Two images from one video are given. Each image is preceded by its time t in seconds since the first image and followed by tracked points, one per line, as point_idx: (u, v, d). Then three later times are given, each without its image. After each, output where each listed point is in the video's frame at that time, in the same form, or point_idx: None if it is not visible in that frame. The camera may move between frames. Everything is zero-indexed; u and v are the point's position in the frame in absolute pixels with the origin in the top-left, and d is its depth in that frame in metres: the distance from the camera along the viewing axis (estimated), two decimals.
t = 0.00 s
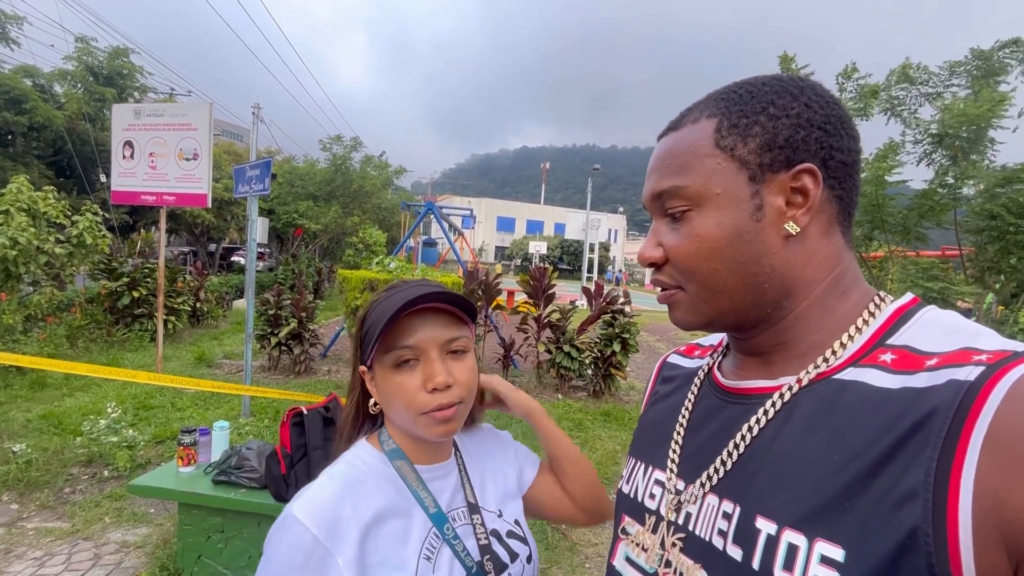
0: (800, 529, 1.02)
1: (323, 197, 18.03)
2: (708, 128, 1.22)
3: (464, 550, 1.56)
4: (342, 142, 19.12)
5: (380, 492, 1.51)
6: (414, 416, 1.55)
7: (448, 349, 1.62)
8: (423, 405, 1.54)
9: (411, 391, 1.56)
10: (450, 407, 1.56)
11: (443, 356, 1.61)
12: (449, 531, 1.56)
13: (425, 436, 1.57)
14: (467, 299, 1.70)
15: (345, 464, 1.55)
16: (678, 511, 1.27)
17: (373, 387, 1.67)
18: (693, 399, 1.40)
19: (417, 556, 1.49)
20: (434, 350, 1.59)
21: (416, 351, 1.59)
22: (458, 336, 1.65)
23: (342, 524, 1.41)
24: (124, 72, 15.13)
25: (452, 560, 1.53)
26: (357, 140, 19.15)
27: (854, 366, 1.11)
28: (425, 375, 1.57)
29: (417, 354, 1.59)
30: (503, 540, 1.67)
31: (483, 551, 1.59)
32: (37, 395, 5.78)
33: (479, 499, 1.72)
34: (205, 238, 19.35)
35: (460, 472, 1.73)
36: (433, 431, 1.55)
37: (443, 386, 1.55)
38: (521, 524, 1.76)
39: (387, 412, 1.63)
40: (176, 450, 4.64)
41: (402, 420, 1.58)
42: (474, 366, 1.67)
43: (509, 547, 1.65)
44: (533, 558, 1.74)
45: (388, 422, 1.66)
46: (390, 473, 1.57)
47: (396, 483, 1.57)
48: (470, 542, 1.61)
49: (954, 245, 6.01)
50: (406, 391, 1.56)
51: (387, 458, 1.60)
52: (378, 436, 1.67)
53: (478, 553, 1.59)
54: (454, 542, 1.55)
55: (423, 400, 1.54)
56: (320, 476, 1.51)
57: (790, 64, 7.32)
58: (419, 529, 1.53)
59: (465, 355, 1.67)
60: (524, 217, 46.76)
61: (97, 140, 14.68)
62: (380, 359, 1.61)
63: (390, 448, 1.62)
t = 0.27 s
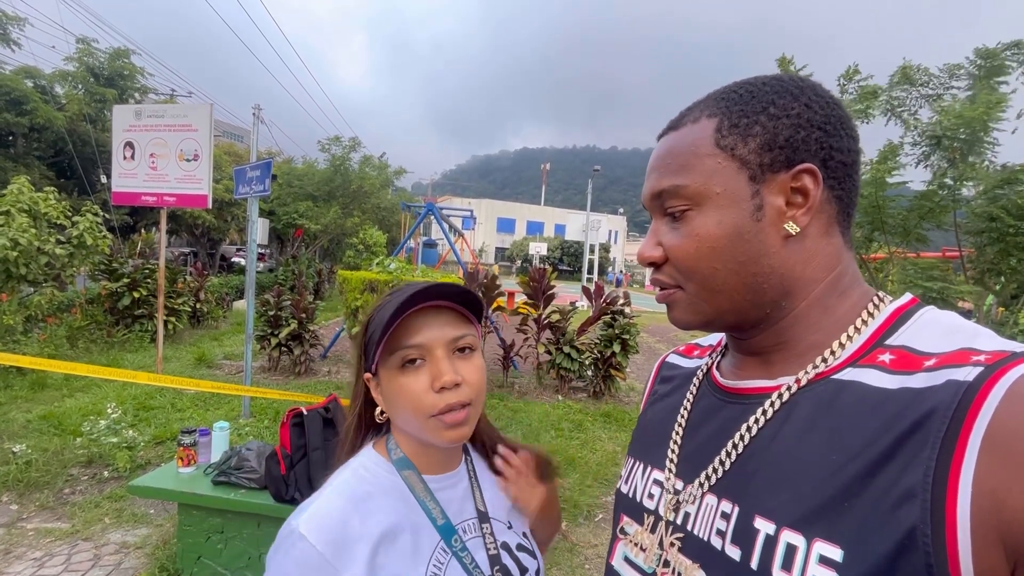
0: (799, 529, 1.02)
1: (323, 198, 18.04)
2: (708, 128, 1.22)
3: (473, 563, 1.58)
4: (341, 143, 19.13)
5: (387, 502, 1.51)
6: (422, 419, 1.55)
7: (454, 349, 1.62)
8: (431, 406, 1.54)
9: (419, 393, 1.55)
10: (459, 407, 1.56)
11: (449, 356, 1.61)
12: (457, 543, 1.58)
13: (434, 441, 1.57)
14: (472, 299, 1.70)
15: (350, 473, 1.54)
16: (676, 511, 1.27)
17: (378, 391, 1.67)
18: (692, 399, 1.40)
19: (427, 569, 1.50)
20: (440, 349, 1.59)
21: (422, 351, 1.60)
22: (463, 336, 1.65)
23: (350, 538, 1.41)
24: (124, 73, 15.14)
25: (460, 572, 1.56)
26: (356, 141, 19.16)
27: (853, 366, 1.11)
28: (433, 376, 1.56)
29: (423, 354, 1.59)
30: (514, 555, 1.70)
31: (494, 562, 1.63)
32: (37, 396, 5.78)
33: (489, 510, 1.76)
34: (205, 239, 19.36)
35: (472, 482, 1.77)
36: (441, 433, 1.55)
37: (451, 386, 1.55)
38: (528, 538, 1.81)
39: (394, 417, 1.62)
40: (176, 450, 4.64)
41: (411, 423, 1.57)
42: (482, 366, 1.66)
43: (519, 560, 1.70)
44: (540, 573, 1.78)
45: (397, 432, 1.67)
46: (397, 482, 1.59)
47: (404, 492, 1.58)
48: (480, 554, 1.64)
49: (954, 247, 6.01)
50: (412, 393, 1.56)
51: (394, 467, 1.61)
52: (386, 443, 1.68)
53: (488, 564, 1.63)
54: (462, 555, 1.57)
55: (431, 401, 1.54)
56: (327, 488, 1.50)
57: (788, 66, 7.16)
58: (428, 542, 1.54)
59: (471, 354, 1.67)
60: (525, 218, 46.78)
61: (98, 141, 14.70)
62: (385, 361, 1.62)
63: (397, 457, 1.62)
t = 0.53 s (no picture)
0: (794, 525, 1.02)
1: (324, 198, 18.06)
2: (707, 125, 1.22)
3: (470, 559, 1.59)
4: (341, 144, 19.16)
5: (385, 498, 1.52)
6: (420, 416, 1.55)
7: (453, 347, 1.63)
8: (428, 402, 1.55)
9: (416, 390, 1.56)
10: (456, 404, 1.56)
11: (449, 353, 1.62)
12: (455, 539, 1.58)
13: (432, 440, 1.57)
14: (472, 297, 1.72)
15: (350, 467, 1.55)
16: (673, 508, 1.28)
17: (378, 389, 1.68)
18: (689, 396, 1.41)
19: (422, 567, 1.51)
20: (439, 346, 1.60)
21: (421, 348, 1.61)
22: (463, 334, 1.66)
23: (346, 532, 1.42)
24: (125, 74, 15.16)
25: (457, 567, 1.56)
26: (356, 141, 19.18)
27: (848, 363, 1.12)
28: (431, 372, 1.57)
29: (422, 351, 1.61)
30: (512, 551, 1.73)
31: (491, 560, 1.64)
32: (38, 396, 5.78)
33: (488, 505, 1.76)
34: (206, 239, 19.37)
35: (471, 478, 1.77)
36: (439, 432, 1.55)
37: (449, 382, 1.55)
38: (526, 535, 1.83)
39: (392, 415, 1.63)
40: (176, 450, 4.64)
41: (408, 420, 1.58)
42: (482, 364, 1.67)
43: (517, 559, 1.72)
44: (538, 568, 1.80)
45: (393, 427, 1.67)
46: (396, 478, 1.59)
47: (403, 488, 1.58)
48: (477, 551, 1.65)
49: (953, 248, 6.00)
50: (409, 389, 1.57)
51: (393, 463, 1.61)
52: (383, 438, 1.68)
53: (486, 561, 1.64)
54: (460, 551, 1.58)
55: (428, 397, 1.55)
56: (325, 481, 1.51)
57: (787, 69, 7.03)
58: (425, 537, 1.55)
59: (471, 352, 1.68)
60: (525, 219, 46.80)
61: (99, 142, 14.73)
62: (385, 358, 1.63)
63: (394, 452, 1.63)
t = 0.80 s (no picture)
0: (790, 523, 1.03)
1: (324, 199, 18.06)
2: (711, 120, 1.22)
3: (471, 559, 1.59)
4: (341, 145, 19.17)
5: (387, 498, 1.53)
6: (418, 413, 1.56)
7: (453, 343, 1.64)
8: (426, 399, 1.55)
9: (416, 386, 1.56)
10: (455, 402, 1.57)
11: (448, 350, 1.62)
12: (456, 539, 1.59)
13: (432, 438, 1.57)
14: (471, 294, 1.73)
15: (352, 466, 1.57)
16: (671, 507, 1.28)
17: (378, 387, 1.69)
18: (686, 396, 1.41)
19: (422, 568, 1.51)
20: (438, 342, 1.61)
21: (421, 345, 1.61)
22: (464, 331, 1.67)
23: (347, 531, 1.43)
24: (126, 75, 15.18)
25: (457, 568, 1.56)
26: (356, 142, 19.18)
27: (844, 362, 1.12)
28: (430, 369, 1.58)
29: (422, 346, 1.61)
30: (514, 553, 1.72)
31: (493, 559, 1.63)
32: (39, 397, 5.79)
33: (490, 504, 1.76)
34: (206, 240, 19.39)
35: (474, 477, 1.77)
36: (439, 430, 1.55)
37: (448, 378, 1.56)
38: (528, 537, 1.82)
39: (390, 412, 1.64)
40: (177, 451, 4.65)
41: (407, 416, 1.58)
42: (481, 361, 1.68)
43: (520, 560, 1.71)
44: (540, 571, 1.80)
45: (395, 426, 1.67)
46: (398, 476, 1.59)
47: (405, 487, 1.59)
48: (479, 552, 1.65)
49: (953, 248, 6.00)
50: (409, 385, 1.57)
51: (395, 460, 1.62)
52: (386, 437, 1.69)
53: (488, 561, 1.63)
54: (461, 551, 1.58)
55: (427, 393, 1.55)
56: (327, 478, 1.52)
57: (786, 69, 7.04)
58: (427, 536, 1.55)
59: (471, 349, 1.68)
60: (525, 220, 46.81)
61: (100, 143, 14.75)
62: (385, 354, 1.64)
63: (397, 450, 1.63)
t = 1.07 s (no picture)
0: (791, 526, 1.03)
1: (324, 200, 18.05)
2: (719, 120, 1.22)
3: (465, 559, 1.59)
4: (341, 145, 19.16)
5: (386, 497, 1.53)
6: (413, 413, 1.55)
7: (449, 343, 1.63)
8: (421, 399, 1.54)
9: (410, 385, 1.56)
10: (450, 400, 1.56)
11: (443, 349, 1.62)
12: (451, 539, 1.58)
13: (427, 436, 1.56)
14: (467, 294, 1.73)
15: (352, 463, 1.57)
16: (671, 510, 1.28)
17: (376, 388, 1.69)
18: (687, 399, 1.41)
19: (416, 569, 1.50)
20: (433, 341, 1.61)
21: (416, 345, 1.61)
22: (460, 330, 1.67)
23: (344, 528, 1.43)
24: (126, 76, 15.19)
25: (452, 569, 1.56)
26: (356, 143, 19.18)
27: (845, 365, 1.12)
28: (425, 368, 1.57)
29: (417, 346, 1.61)
30: (510, 555, 1.73)
31: (487, 561, 1.64)
32: (39, 397, 5.79)
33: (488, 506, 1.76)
34: (207, 241, 19.39)
35: (472, 478, 1.77)
36: (434, 428, 1.54)
37: (442, 377, 1.55)
38: (526, 539, 1.82)
39: (388, 412, 1.64)
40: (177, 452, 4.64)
41: (404, 416, 1.57)
42: (477, 360, 1.67)
43: (515, 562, 1.72)
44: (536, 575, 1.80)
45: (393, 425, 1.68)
46: (396, 475, 1.59)
47: (402, 486, 1.58)
48: (475, 553, 1.65)
49: (953, 248, 6.00)
50: (404, 384, 1.57)
51: (393, 460, 1.61)
52: (385, 435, 1.69)
53: (483, 563, 1.64)
54: (456, 551, 1.58)
55: (422, 393, 1.54)
56: (327, 474, 1.53)
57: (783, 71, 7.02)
58: (423, 536, 1.55)
59: (467, 348, 1.67)
60: (525, 221, 46.80)
61: (100, 144, 14.76)
62: (382, 354, 1.64)
63: (395, 450, 1.63)
